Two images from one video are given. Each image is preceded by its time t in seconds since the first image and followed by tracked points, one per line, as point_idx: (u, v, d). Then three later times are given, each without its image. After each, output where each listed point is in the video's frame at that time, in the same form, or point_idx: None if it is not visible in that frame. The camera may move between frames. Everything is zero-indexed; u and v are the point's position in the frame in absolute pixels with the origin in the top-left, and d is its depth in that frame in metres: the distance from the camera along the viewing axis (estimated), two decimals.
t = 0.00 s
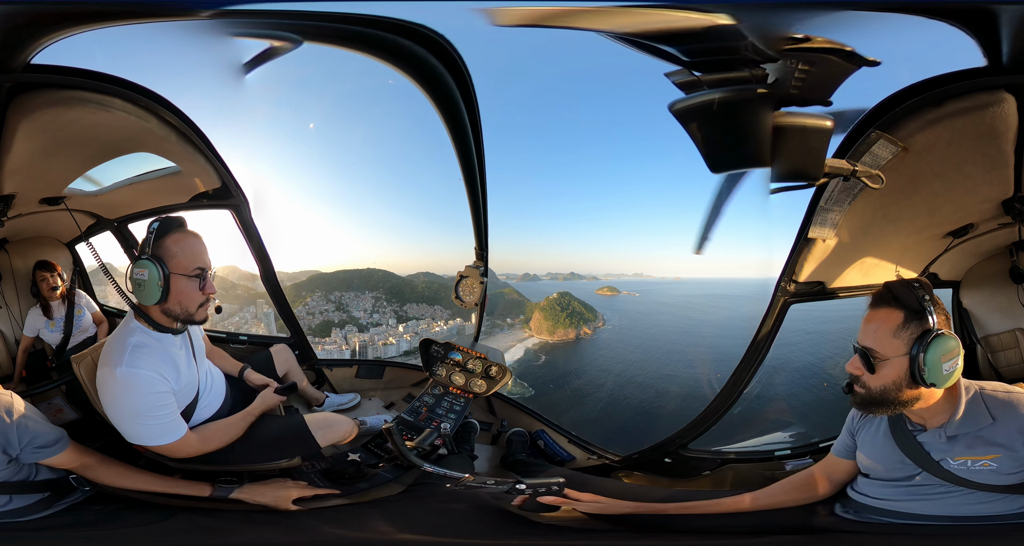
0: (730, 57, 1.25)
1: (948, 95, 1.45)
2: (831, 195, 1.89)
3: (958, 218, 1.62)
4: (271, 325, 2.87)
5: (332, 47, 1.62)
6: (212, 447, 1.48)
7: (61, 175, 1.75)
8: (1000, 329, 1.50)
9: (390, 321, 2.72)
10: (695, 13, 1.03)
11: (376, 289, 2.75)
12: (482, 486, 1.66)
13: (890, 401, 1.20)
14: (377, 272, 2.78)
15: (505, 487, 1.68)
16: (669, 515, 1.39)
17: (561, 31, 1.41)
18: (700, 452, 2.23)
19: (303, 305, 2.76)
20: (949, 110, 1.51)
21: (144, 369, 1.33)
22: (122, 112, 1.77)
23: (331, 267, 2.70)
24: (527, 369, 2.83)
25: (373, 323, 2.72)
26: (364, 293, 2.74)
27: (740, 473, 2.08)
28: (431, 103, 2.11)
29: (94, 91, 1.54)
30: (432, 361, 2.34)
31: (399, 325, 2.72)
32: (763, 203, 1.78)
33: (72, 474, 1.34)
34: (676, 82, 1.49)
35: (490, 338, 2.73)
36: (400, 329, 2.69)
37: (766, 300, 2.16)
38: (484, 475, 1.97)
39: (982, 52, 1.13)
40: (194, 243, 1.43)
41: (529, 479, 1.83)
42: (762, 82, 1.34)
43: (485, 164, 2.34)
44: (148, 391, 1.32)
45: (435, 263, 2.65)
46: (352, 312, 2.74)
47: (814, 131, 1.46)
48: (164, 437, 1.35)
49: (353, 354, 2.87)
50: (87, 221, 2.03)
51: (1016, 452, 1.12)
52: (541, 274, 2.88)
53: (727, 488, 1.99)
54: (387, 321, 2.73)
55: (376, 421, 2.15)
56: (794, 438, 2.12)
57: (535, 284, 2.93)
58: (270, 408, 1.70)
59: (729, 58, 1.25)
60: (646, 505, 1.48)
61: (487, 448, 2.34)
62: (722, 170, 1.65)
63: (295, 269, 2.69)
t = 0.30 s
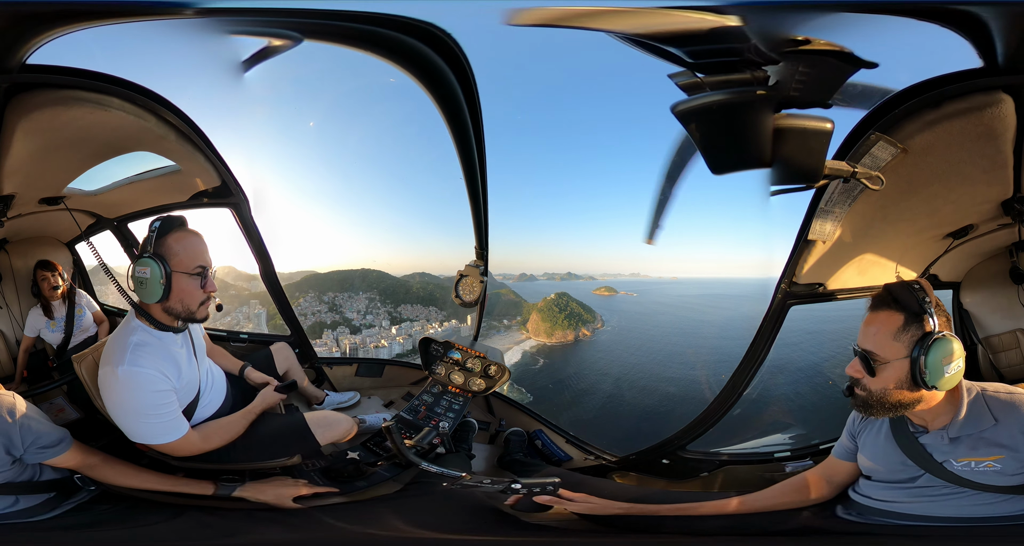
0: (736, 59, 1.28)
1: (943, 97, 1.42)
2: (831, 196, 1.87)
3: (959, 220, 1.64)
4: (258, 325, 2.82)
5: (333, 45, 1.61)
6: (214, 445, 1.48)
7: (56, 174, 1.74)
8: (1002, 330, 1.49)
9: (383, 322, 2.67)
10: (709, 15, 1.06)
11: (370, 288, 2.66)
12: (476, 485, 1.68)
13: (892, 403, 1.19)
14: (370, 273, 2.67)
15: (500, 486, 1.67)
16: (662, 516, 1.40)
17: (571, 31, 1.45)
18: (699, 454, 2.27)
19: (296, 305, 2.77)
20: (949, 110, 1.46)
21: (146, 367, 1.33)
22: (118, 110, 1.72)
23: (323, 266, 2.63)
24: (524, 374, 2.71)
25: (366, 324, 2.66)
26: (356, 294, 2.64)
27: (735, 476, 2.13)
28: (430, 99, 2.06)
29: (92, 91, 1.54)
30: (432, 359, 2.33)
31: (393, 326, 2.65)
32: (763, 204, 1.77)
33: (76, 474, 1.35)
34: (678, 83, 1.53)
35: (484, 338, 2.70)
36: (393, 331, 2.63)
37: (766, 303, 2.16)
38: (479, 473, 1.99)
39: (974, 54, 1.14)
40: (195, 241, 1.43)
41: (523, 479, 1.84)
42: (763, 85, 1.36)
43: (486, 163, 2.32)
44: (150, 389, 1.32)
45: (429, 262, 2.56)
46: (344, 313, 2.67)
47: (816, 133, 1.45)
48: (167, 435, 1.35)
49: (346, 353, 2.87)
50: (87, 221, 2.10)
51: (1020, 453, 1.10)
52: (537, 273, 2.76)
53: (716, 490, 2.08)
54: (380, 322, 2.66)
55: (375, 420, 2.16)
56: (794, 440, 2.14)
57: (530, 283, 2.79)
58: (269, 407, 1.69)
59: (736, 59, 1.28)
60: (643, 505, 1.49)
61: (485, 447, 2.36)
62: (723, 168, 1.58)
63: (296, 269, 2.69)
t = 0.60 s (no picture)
0: (737, 61, 1.30)
1: (941, 99, 1.43)
2: (831, 198, 1.88)
3: (958, 220, 1.63)
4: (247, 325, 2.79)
5: (335, 43, 1.60)
6: (215, 444, 1.48)
7: (55, 173, 1.75)
8: (1003, 330, 1.49)
9: (377, 322, 2.66)
10: (714, 16, 1.08)
11: (363, 289, 2.61)
12: (472, 484, 1.68)
13: (892, 407, 1.19)
14: (361, 274, 2.60)
15: (496, 486, 1.68)
16: (660, 517, 1.40)
17: (577, 31, 1.46)
18: (699, 454, 2.27)
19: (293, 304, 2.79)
20: (947, 111, 1.47)
21: (149, 366, 1.33)
22: (120, 110, 1.73)
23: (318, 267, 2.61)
24: (521, 381, 2.60)
25: (359, 325, 2.64)
26: (349, 296, 2.62)
27: (734, 476, 2.12)
28: (431, 95, 2.04)
29: (92, 91, 1.53)
30: (432, 358, 2.32)
31: (386, 328, 2.65)
32: (763, 206, 1.75)
33: (81, 473, 1.36)
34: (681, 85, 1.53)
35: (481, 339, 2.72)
36: (386, 333, 2.64)
37: (766, 306, 2.16)
38: (477, 472, 1.99)
39: (973, 51, 1.15)
40: (198, 241, 1.43)
41: (518, 479, 1.82)
42: (763, 86, 1.38)
43: (487, 161, 2.31)
44: (152, 388, 1.32)
45: (428, 262, 2.55)
46: (337, 314, 2.64)
47: (815, 135, 1.45)
48: (170, 435, 1.35)
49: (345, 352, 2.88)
50: (86, 219, 2.08)
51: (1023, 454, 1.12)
52: (535, 273, 2.63)
53: (702, 491, 2.08)
54: (374, 323, 2.65)
55: (374, 418, 2.16)
56: (794, 441, 2.13)
57: (526, 284, 2.67)
58: (269, 405, 1.69)
59: (737, 61, 1.30)
60: (644, 506, 1.49)
61: (482, 447, 2.36)
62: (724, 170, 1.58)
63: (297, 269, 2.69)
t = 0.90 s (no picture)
0: (737, 62, 1.31)
1: (941, 99, 1.45)
2: (832, 198, 1.87)
3: (959, 221, 1.63)
4: (237, 322, 2.74)
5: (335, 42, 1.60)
6: (215, 443, 1.48)
7: (55, 171, 1.76)
8: (1004, 331, 1.49)
9: (369, 324, 2.66)
10: (716, 16, 1.12)
11: (354, 292, 2.59)
12: (472, 484, 1.68)
13: (893, 409, 1.19)
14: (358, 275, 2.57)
15: (496, 485, 1.68)
16: (660, 517, 1.40)
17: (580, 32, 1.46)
18: (696, 455, 2.27)
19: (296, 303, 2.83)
20: (947, 111, 1.49)
21: (149, 366, 1.33)
22: (118, 110, 1.73)
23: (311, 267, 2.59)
24: (519, 383, 2.62)
25: (354, 327, 2.66)
26: (344, 296, 2.61)
27: (733, 478, 2.10)
28: (431, 93, 2.02)
29: (90, 91, 1.54)
30: (432, 358, 2.30)
31: (379, 329, 2.67)
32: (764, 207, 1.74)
33: (84, 472, 1.36)
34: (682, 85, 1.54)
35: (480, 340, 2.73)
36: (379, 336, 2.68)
37: (766, 304, 2.15)
38: (475, 471, 2.00)
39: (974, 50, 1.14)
40: (199, 240, 1.43)
41: (517, 479, 1.82)
42: (764, 87, 1.37)
43: (488, 161, 2.30)
44: (153, 388, 1.32)
45: (429, 260, 2.55)
46: (330, 316, 2.68)
47: (814, 135, 1.42)
48: (171, 434, 1.35)
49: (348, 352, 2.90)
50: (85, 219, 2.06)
51: None
52: (531, 273, 2.56)
53: (689, 492, 2.09)
54: (366, 324, 2.65)
55: (374, 417, 2.16)
56: (795, 443, 2.11)
57: (524, 285, 2.60)
58: (269, 405, 1.69)
59: (737, 62, 1.31)
60: (645, 506, 1.49)
61: (481, 447, 2.37)
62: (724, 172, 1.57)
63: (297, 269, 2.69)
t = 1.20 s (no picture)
0: (735, 62, 1.32)
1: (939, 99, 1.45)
2: (830, 200, 1.87)
3: (958, 221, 1.64)
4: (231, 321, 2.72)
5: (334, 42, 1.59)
6: (215, 442, 1.47)
7: (55, 172, 1.75)
8: (1004, 331, 1.48)
9: (363, 326, 2.63)
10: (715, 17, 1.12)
11: (348, 293, 2.60)
12: (467, 483, 1.67)
13: (899, 409, 1.18)
14: (354, 274, 2.59)
15: (490, 486, 1.67)
16: (661, 517, 1.40)
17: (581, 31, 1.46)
18: (693, 456, 2.26)
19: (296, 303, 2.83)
20: (943, 114, 1.49)
21: (148, 365, 1.32)
22: (117, 109, 1.75)
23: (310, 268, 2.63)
24: (515, 387, 2.66)
25: (348, 328, 2.63)
26: (339, 297, 2.61)
27: (733, 479, 2.10)
28: (431, 90, 2.01)
29: (88, 91, 1.55)
30: (431, 357, 2.30)
31: (373, 331, 2.64)
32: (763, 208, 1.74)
33: (85, 471, 1.36)
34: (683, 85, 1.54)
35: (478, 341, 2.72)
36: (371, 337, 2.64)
37: (766, 304, 2.15)
38: (472, 471, 1.99)
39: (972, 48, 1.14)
40: (197, 239, 1.43)
41: (512, 479, 1.82)
42: (763, 89, 1.37)
43: (488, 160, 2.30)
44: (152, 387, 1.31)
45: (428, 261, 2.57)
46: (324, 317, 2.67)
47: (813, 137, 1.41)
48: (171, 433, 1.35)
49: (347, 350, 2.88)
50: (84, 218, 2.05)
51: None
52: (530, 273, 2.64)
53: (681, 494, 2.12)
54: (360, 327, 2.63)
55: (372, 416, 2.16)
56: (794, 444, 2.11)
57: (523, 285, 2.69)
58: (269, 403, 1.69)
59: (735, 63, 1.32)
60: (645, 507, 1.48)
61: (478, 447, 2.37)
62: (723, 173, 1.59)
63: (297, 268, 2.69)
